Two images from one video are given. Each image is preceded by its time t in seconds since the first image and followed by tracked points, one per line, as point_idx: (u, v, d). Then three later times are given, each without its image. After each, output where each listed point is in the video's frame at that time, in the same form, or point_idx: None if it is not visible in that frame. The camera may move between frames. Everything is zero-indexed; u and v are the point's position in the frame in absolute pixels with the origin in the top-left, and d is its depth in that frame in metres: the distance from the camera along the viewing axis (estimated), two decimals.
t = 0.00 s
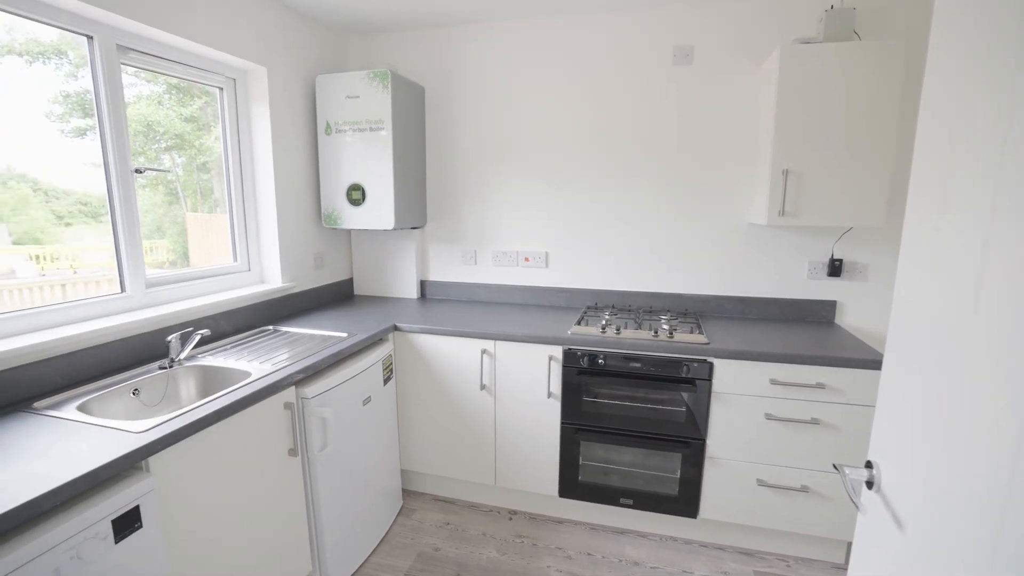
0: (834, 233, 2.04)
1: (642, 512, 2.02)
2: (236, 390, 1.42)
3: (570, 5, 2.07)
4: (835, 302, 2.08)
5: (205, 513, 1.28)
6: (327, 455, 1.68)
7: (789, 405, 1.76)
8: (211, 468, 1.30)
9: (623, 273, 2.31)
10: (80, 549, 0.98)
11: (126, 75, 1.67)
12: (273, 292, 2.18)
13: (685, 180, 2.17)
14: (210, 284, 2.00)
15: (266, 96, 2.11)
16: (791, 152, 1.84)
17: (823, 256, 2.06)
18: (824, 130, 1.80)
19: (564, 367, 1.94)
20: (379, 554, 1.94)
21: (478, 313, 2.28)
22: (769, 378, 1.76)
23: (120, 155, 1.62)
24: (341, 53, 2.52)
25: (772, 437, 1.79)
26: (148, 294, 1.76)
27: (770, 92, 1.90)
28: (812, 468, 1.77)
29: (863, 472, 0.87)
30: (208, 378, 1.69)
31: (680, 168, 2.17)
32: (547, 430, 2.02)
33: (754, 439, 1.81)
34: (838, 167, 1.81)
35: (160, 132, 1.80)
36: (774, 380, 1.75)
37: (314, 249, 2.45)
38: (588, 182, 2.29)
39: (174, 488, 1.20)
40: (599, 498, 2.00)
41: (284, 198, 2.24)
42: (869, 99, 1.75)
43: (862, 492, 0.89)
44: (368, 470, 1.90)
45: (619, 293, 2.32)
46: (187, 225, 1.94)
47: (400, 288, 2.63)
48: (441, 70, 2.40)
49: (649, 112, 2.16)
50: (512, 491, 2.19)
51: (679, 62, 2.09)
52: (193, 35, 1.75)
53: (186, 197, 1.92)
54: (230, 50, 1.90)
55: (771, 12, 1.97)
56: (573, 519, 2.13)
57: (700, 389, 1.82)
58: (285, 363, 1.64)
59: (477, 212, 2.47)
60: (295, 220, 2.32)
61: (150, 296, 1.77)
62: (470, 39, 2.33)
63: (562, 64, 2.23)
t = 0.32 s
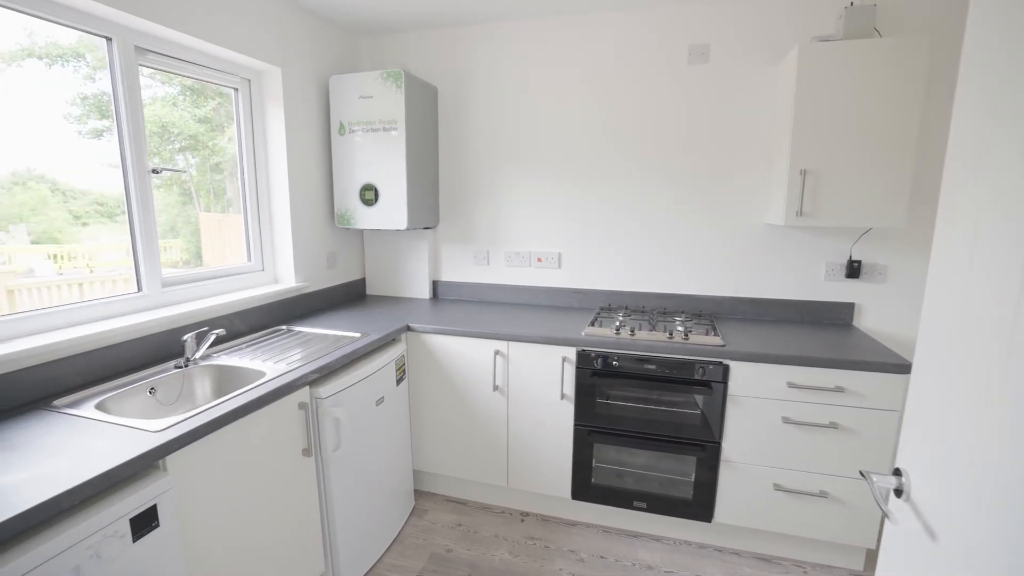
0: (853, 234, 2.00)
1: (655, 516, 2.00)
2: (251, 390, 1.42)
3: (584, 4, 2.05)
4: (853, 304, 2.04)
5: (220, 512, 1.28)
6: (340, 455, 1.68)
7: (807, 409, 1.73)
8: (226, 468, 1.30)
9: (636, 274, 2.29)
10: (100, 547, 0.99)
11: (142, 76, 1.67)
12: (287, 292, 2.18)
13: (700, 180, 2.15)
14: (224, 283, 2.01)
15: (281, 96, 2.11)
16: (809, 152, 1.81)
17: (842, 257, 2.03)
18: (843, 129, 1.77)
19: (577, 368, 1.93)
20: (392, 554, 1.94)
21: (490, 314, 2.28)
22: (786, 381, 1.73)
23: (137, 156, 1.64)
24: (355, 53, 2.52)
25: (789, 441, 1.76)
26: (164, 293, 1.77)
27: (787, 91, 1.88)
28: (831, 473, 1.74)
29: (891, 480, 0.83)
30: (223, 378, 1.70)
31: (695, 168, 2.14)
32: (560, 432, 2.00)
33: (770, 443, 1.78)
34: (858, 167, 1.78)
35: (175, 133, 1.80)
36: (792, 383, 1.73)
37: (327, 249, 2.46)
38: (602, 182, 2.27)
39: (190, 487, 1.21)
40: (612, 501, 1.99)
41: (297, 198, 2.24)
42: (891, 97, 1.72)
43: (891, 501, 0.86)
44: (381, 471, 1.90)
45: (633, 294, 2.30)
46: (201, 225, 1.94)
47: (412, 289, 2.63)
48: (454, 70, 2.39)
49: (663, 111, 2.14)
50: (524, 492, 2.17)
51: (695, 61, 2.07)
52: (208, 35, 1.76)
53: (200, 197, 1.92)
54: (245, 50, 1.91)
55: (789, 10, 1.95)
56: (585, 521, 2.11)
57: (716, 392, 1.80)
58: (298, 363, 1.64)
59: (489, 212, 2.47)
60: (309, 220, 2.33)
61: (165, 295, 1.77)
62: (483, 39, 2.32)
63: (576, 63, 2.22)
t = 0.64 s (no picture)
0: (872, 235, 1.97)
1: (670, 520, 1.97)
2: (266, 390, 1.42)
3: (599, 2, 2.04)
4: (873, 306, 2.00)
5: (235, 513, 1.28)
6: (354, 456, 1.67)
7: (826, 412, 1.70)
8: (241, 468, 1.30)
9: (650, 275, 2.27)
10: (119, 546, 0.99)
11: (159, 77, 1.68)
12: (300, 291, 2.19)
13: (716, 180, 2.12)
14: (238, 283, 2.02)
15: (295, 97, 2.12)
16: (828, 151, 1.78)
17: (861, 258, 2.00)
18: (864, 128, 1.74)
19: (591, 370, 1.91)
20: (404, 555, 1.93)
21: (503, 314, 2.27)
22: (805, 385, 1.71)
23: (154, 156, 1.65)
24: (368, 53, 2.53)
25: (808, 445, 1.74)
26: (179, 293, 1.78)
27: (806, 89, 1.85)
28: (850, 478, 1.71)
29: (922, 489, 0.80)
30: (237, 378, 1.70)
31: (711, 169, 2.12)
32: (573, 434, 1.99)
33: (788, 447, 1.76)
34: (879, 166, 1.74)
35: (189, 134, 1.80)
36: (811, 386, 1.70)
37: (340, 249, 2.46)
38: (615, 183, 2.25)
39: (206, 488, 1.21)
40: (626, 504, 1.97)
41: (311, 198, 2.25)
42: (914, 95, 1.68)
43: (923, 508, 0.83)
44: (394, 471, 1.90)
45: (647, 295, 2.28)
46: (214, 225, 1.94)
47: (424, 289, 2.63)
48: (467, 70, 2.39)
49: (679, 110, 2.12)
50: (537, 494, 2.16)
51: (711, 60, 2.05)
52: (223, 36, 1.76)
53: (212, 197, 1.92)
54: (259, 51, 1.91)
55: (808, 7, 1.92)
56: (599, 524, 2.10)
57: (732, 395, 1.77)
58: (312, 364, 1.64)
59: (502, 212, 2.46)
60: (322, 220, 2.33)
61: (180, 295, 1.78)
62: (497, 38, 2.31)
63: (590, 62, 2.20)
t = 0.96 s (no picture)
0: (892, 236, 1.94)
1: (684, 524, 1.95)
2: (282, 390, 1.42)
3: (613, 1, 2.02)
4: (893, 309, 1.97)
5: (250, 514, 1.28)
6: (366, 457, 1.67)
7: (845, 416, 1.67)
8: (255, 469, 1.30)
9: (664, 276, 2.25)
10: (136, 546, 0.99)
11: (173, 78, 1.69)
12: (313, 291, 2.19)
13: (731, 180, 2.10)
14: (250, 283, 2.02)
15: (308, 97, 2.12)
16: (847, 151, 1.75)
17: (880, 260, 1.97)
18: (886, 127, 1.70)
19: (605, 372, 1.89)
20: (416, 557, 1.93)
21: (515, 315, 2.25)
22: (823, 388, 1.68)
23: (169, 156, 1.66)
24: (380, 53, 2.53)
25: (826, 449, 1.71)
26: (192, 292, 1.79)
27: (824, 88, 1.82)
28: (870, 484, 1.68)
29: (956, 498, 0.77)
30: (251, 378, 1.70)
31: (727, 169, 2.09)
32: (586, 436, 1.97)
33: (806, 452, 1.73)
34: (900, 166, 1.71)
35: (201, 135, 1.80)
36: (829, 390, 1.67)
37: (352, 249, 2.46)
38: (628, 183, 2.23)
39: (221, 488, 1.20)
40: (639, 507, 1.95)
41: (323, 198, 2.25)
42: (937, 93, 1.65)
43: (957, 518, 0.80)
44: (406, 473, 1.89)
45: (661, 296, 2.25)
46: (225, 225, 1.94)
47: (435, 289, 2.62)
48: (479, 69, 2.38)
49: (693, 109, 2.09)
50: (549, 497, 2.15)
51: (726, 58, 2.02)
52: (237, 36, 1.76)
53: (224, 197, 1.92)
54: (272, 51, 1.91)
55: (826, 5, 1.89)
56: (611, 527, 2.08)
57: (748, 398, 1.75)
58: (325, 364, 1.64)
59: (514, 213, 2.45)
60: (334, 220, 2.33)
61: (193, 294, 1.79)
62: (510, 38, 2.30)
63: (603, 61, 2.18)
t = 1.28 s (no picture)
0: (909, 237, 1.90)
1: (696, 528, 1.93)
2: (294, 391, 1.42)
3: None
4: (911, 311, 1.94)
5: (262, 515, 1.28)
6: (377, 458, 1.66)
7: (862, 420, 1.65)
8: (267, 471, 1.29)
9: (676, 277, 2.23)
10: (151, 547, 0.99)
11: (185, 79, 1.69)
12: (323, 291, 2.19)
13: (745, 180, 2.07)
14: (261, 283, 2.02)
15: (319, 97, 2.12)
16: (864, 151, 1.73)
17: (897, 261, 1.94)
18: (905, 127, 1.68)
19: (617, 373, 1.87)
20: (426, 558, 1.92)
21: (526, 316, 2.24)
22: (839, 391, 1.65)
23: (181, 156, 1.66)
24: (391, 53, 2.52)
25: (842, 453, 1.68)
26: (203, 292, 1.79)
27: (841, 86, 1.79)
28: (887, 490, 1.65)
29: (989, 508, 0.75)
30: (262, 378, 1.70)
31: (740, 168, 2.07)
32: (597, 439, 1.96)
33: (821, 456, 1.70)
34: (919, 166, 1.68)
35: (211, 136, 1.80)
36: (846, 393, 1.64)
37: (363, 249, 2.46)
38: (640, 183, 2.22)
39: (233, 490, 1.20)
40: (650, 510, 1.93)
41: (334, 198, 2.25)
42: (959, 91, 1.61)
43: (990, 528, 0.78)
44: (416, 474, 1.89)
45: (673, 297, 2.23)
46: (235, 225, 1.94)
47: (445, 289, 2.62)
48: (490, 68, 2.37)
49: (707, 108, 2.07)
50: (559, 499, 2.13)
51: (741, 57, 2.00)
52: (248, 36, 1.75)
53: (234, 197, 1.92)
54: (283, 50, 1.91)
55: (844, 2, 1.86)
56: (622, 530, 2.06)
57: (763, 400, 1.72)
58: (337, 365, 1.63)
59: (525, 213, 2.43)
60: (345, 220, 2.33)
61: (204, 294, 1.79)
62: (521, 37, 2.29)
63: (616, 60, 2.17)
